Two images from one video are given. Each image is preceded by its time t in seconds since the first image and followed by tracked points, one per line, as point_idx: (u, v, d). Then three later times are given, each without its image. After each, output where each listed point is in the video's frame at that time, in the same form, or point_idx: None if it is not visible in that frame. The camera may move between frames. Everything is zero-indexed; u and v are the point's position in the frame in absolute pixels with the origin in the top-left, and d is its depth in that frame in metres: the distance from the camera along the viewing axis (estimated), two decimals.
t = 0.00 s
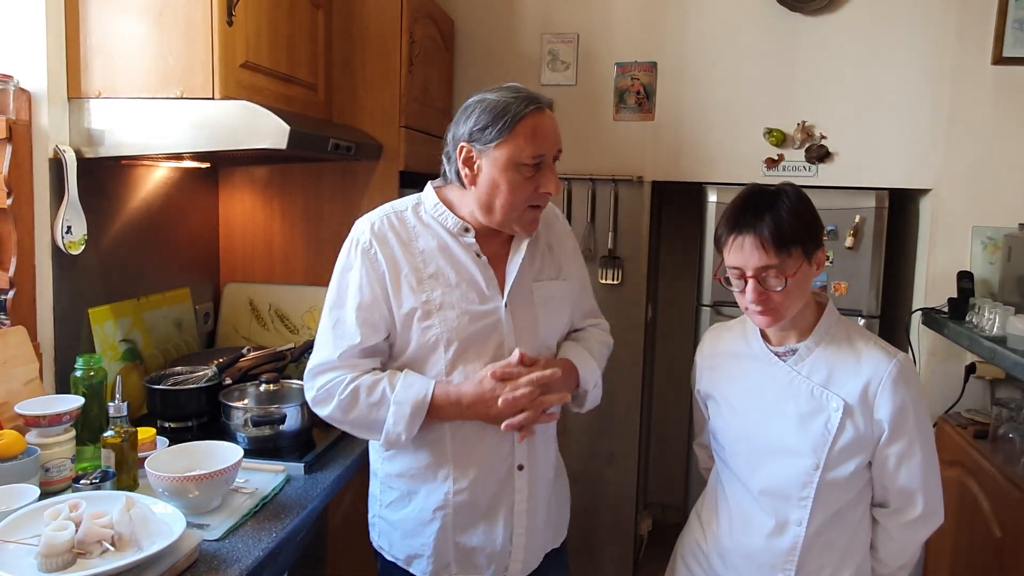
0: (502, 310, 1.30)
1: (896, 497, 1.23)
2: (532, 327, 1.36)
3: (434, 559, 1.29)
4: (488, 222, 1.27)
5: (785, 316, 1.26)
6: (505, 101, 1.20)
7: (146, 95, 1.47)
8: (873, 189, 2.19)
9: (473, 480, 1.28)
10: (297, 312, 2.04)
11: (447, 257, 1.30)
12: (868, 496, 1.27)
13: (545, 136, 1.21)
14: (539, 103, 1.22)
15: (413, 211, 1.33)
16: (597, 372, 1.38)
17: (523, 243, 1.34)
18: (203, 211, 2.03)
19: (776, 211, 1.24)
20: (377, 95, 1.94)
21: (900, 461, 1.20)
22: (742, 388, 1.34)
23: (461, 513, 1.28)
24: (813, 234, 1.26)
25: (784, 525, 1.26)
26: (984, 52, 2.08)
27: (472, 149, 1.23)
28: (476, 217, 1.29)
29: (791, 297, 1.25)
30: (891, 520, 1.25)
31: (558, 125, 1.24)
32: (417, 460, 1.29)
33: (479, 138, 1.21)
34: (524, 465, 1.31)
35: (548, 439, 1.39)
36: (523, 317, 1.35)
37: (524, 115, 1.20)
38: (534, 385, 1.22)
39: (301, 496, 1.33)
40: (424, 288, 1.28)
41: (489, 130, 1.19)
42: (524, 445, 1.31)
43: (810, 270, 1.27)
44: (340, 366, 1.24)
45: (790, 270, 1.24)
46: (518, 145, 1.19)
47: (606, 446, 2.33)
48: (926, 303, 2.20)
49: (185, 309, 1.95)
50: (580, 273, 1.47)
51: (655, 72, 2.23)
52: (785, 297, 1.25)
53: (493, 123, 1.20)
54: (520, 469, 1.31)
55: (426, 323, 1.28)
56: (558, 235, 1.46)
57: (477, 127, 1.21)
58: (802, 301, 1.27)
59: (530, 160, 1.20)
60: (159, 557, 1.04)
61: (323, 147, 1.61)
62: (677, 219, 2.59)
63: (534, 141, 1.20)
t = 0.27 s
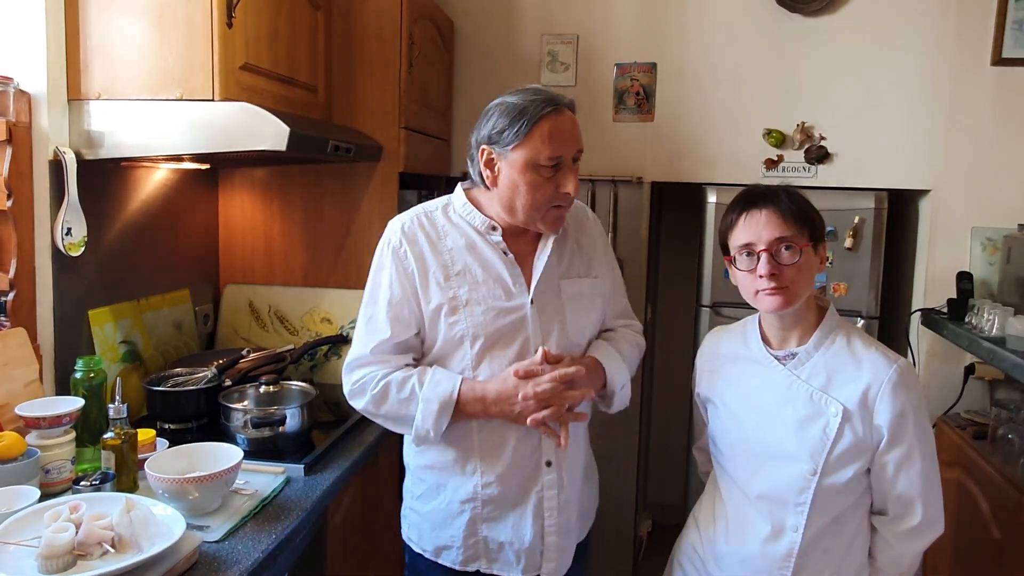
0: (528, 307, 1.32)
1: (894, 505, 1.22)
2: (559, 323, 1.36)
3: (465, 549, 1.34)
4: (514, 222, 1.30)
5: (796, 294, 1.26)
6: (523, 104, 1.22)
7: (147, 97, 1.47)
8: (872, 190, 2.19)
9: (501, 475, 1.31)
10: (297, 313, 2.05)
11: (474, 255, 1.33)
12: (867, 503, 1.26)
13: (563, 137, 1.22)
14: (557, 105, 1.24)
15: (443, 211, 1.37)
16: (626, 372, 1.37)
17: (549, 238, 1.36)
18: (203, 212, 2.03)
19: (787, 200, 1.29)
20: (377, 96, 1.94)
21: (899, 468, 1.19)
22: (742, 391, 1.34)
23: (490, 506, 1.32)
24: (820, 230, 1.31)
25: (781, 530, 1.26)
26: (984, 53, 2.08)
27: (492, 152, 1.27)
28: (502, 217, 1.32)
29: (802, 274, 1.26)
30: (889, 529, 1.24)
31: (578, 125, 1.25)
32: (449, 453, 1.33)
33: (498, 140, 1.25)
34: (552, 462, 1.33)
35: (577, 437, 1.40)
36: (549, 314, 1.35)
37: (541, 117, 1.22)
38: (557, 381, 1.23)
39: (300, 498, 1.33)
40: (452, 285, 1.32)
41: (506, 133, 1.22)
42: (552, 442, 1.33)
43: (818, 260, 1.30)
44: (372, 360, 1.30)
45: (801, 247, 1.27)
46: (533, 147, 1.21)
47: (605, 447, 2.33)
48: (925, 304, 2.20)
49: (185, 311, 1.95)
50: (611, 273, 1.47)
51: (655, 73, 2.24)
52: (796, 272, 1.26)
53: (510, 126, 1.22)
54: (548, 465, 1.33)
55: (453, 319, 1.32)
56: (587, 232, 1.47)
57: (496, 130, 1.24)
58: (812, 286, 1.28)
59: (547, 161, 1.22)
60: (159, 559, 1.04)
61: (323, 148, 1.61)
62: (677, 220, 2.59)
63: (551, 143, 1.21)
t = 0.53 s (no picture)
0: (548, 308, 1.34)
1: (893, 510, 1.22)
2: (578, 324, 1.37)
3: (478, 542, 1.37)
4: (533, 223, 1.32)
5: (782, 297, 1.26)
6: (545, 105, 1.25)
7: (146, 98, 1.48)
8: (870, 190, 2.19)
9: (516, 469, 1.33)
10: (297, 313, 2.05)
11: (496, 256, 1.36)
12: (866, 507, 1.26)
13: (581, 139, 1.23)
14: (578, 108, 1.26)
15: (469, 214, 1.40)
16: (647, 372, 1.37)
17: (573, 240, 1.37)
18: (202, 213, 2.03)
19: (784, 203, 1.29)
20: (377, 97, 1.94)
21: (898, 472, 1.19)
22: (741, 393, 1.35)
23: (503, 500, 1.34)
24: (817, 233, 1.29)
25: (777, 532, 1.26)
26: (982, 54, 2.09)
27: (514, 152, 1.30)
28: (523, 219, 1.35)
29: (789, 277, 1.25)
30: (888, 533, 1.24)
31: (598, 128, 1.26)
32: (467, 446, 1.36)
33: (519, 140, 1.28)
34: (566, 461, 1.34)
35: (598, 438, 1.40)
36: (570, 316, 1.36)
37: (561, 119, 1.24)
38: (571, 375, 1.25)
39: (299, 499, 1.34)
40: (474, 286, 1.35)
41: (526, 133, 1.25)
42: (567, 441, 1.34)
43: (812, 263, 1.28)
44: (398, 356, 1.35)
45: (790, 249, 1.26)
46: (550, 146, 1.23)
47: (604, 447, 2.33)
48: (924, 304, 2.20)
49: (185, 311, 1.96)
50: (637, 273, 1.47)
51: (654, 74, 2.24)
52: (782, 274, 1.25)
53: (531, 127, 1.25)
54: (561, 465, 1.34)
55: (474, 320, 1.35)
56: (611, 232, 1.46)
57: (519, 131, 1.27)
58: (802, 289, 1.27)
59: (564, 162, 1.23)
60: (158, 560, 1.04)
61: (322, 149, 1.61)
62: (677, 220, 2.59)
63: (569, 144, 1.23)
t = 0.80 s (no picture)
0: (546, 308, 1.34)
1: (888, 509, 1.22)
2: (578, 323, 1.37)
3: (465, 537, 1.37)
4: (537, 223, 1.32)
5: (765, 298, 1.27)
6: (549, 106, 1.26)
7: (144, 98, 1.48)
8: (868, 190, 2.19)
9: (508, 466, 1.34)
10: (295, 313, 2.05)
11: (499, 253, 1.37)
12: (862, 506, 1.26)
13: (583, 139, 1.24)
14: (582, 109, 1.26)
15: (476, 210, 1.41)
16: (648, 369, 1.36)
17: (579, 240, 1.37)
18: (201, 213, 2.04)
19: (778, 206, 1.28)
20: (375, 97, 1.94)
21: (893, 471, 1.20)
22: (737, 392, 1.35)
23: (492, 497, 1.35)
24: (811, 237, 1.28)
25: (772, 531, 1.26)
26: (979, 54, 2.09)
27: (519, 152, 1.31)
28: (528, 218, 1.35)
29: (773, 279, 1.26)
30: (883, 533, 1.24)
31: (602, 129, 1.27)
32: (462, 438, 1.37)
33: (523, 140, 1.29)
34: (556, 459, 1.34)
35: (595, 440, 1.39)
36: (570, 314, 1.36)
37: (563, 119, 1.25)
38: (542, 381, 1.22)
39: (297, 498, 1.34)
40: (474, 280, 1.36)
41: (530, 133, 1.26)
42: (559, 439, 1.34)
43: (802, 267, 1.28)
44: (397, 342, 1.38)
45: (776, 252, 1.26)
46: (553, 146, 1.24)
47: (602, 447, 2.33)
48: (921, 304, 2.21)
49: (183, 311, 1.96)
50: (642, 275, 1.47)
51: (652, 74, 2.24)
52: (766, 276, 1.26)
53: (535, 127, 1.26)
54: (552, 463, 1.35)
55: (472, 313, 1.36)
56: (619, 235, 1.47)
57: (524, 131, 1.28)
58: (789, 292, 1.27)
59: (565, 162, 1.24)
60: (155, 559, 1.05)
61: (320, 149, 1.61)
62: (675, 220, 2.59)
63: (571, 144, 1.24)
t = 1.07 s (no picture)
0: (520, 303, 1.35)
1: (885, 504, 1.24)
2: (553, 320, 1.37)
3: (448, 538, 1.38)
4: (514, 217, 1.32)
5: (757, 300, 1.28)
6: (532, 100, 1.26)
7: (143, 100, 1.48)
8: (866, 191, 2.20)
9: (485, 467, 1.34)
10: (294, 314, 2.06)
11: (474, 250, 1.37)
12: (859, 501, 1.28)
13: (565, 133, 1.25)
14: (563, 103, 1.27)
15: (451, 208, 1.41)
16: (628, 373, 1.37)
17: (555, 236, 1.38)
18: (200, 214, 2.04)
19: (773, 208, 1.28)
20: (373, 98, 1.95)
21: (889, 468, 1.21)
22: (733, 392, 1.35)
23: (472, 497, 1.35)
24: (806, 239, 1.29)
25: (770, 530, 1.27)
26: (977, 55, 2.10)
27: (499, 145, 1.31)
28: (505, 214, 1.35)
29: (765, 280, 1.27)
30: (880, 528, 1.26)
31: (582, 124, 1.27)
32: (433, 442, 1.38)
33: (504, 133, 1.29)
34: (534, 460, 1.34)
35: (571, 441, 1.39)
36: (545, 311, 1.36)
37: (546, 112, 1.25)
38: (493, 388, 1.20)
39: (294, 498, 1.34)
40: (448, 278, 1.36)
41: (511, 125, 1.26)
42: (534, 438, 1.34)
43: (796, 269, 1.28)
44: (366, 341, 1.37)
45: (768, 253, 1.27)
46: (535, 138, 1.24)
47: (601, 448, 2.33)
48: (919, 304, 2.21)
49: (182, 312, 1.96)
50: (618, 276, 1.47)
51: (650, 75, 2.25)
52: (758, 277, 1.27)
53: (517, 120, 1.26)
54: (529, 463, 1.35)
55: (445, 311, 1.36)
56: (596, 234, 1.48)
57: (505, 124, 1.28)
58: (782, 294, 1.28)
59: (547, 155, 1.24)
60: (153, 559, 1.05)
61: (319, 150, 1.62)
62: (673, 221, 2.60)
63: (553, 137, 1.24)
